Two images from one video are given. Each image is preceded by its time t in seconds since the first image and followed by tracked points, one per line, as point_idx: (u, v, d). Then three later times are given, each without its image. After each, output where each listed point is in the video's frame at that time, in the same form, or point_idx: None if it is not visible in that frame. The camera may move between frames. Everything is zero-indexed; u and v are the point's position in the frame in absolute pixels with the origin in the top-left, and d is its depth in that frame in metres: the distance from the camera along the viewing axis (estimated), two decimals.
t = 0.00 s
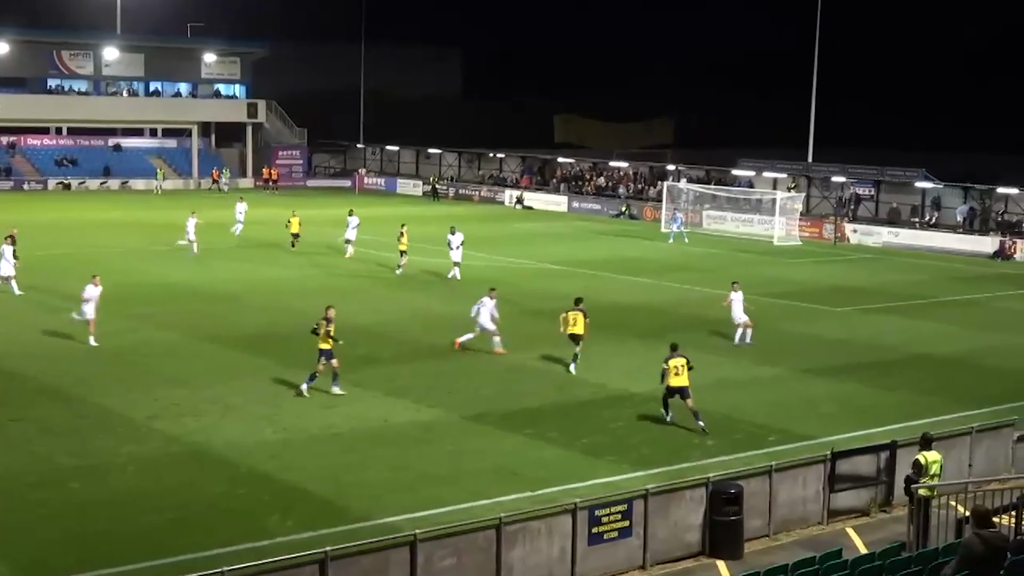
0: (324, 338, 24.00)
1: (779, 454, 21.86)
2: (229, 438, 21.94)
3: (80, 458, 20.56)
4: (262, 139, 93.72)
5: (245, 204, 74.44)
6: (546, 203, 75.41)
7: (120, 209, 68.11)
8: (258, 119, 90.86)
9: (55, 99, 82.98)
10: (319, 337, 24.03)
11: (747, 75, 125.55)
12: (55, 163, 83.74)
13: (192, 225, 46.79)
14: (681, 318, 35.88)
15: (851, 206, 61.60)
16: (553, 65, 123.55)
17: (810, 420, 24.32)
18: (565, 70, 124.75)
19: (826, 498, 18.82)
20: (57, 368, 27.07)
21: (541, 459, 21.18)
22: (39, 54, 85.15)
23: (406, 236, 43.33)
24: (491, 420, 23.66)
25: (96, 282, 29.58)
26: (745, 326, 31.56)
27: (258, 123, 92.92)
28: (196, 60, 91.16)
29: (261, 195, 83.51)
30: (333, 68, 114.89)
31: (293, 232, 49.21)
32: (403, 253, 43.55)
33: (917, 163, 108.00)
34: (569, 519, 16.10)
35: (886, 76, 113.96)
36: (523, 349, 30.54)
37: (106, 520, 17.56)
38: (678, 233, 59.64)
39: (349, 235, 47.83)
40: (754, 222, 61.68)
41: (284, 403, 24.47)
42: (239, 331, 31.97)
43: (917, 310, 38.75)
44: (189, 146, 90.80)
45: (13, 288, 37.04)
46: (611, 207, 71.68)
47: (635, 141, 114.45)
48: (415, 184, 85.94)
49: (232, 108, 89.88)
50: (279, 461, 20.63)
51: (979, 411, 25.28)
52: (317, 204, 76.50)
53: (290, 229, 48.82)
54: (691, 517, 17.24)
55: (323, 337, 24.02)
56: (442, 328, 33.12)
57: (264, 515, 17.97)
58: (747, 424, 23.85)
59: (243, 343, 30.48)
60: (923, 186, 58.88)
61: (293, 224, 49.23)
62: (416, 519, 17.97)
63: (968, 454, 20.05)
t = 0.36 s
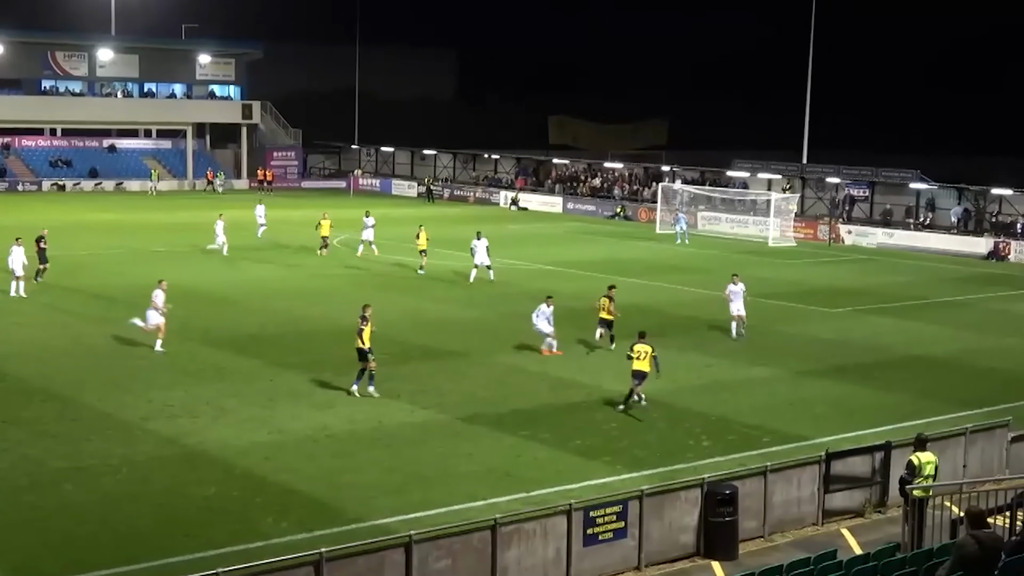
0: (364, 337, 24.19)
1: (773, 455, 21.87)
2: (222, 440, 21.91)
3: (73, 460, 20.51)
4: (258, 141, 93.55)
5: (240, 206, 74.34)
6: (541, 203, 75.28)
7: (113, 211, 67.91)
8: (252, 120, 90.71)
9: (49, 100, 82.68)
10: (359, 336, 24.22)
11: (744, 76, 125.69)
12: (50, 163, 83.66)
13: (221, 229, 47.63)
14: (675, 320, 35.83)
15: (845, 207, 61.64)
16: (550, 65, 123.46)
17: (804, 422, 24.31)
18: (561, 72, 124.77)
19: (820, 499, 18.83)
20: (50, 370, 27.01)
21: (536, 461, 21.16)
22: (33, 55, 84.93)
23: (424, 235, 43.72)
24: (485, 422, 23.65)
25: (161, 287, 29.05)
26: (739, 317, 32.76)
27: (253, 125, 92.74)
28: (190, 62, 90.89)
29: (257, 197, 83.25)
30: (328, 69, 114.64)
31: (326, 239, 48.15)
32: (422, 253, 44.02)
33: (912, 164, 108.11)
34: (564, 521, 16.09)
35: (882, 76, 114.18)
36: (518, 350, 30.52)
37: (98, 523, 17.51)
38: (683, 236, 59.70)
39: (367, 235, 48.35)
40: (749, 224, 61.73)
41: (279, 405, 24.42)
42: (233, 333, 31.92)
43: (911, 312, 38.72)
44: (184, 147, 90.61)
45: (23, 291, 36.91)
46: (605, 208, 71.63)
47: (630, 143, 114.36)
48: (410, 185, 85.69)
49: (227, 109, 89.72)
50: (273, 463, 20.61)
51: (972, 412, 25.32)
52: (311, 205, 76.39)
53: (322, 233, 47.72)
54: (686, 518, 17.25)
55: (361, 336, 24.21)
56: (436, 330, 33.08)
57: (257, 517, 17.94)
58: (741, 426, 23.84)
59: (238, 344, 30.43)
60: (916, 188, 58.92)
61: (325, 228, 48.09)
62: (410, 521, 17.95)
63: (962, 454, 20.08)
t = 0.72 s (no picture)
0: (394, 344, 24.15)
1: (768, 455, 21.88)
2: (219, 441, 21.89)
3: (70, 460, 20.50)
4: (253, 141, 93.65)
5: (236, 207, 74.27)
6: (537, 204, 75.18)
7: (109, 212, 67.90)
8: (248, 121, 90.75)
9: (44, 101, 82.68)
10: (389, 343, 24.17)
11: (739, 77, 125.90)
12: (46, 164, 83.46)
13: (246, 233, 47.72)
14: (671, 321, 35.82)
15: (841, 209, 61.87)
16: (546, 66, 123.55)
17: (801, 423, 24.31)
18: (559, 73, 124.98)
19: (817, 500, 18.84)
20: (46, 371, 26.99)
21: (533, 461, 21.17)
22: (29, 56, 84.87)
23: (438, 238, 43.99)
24: (482, 422, 23.65)
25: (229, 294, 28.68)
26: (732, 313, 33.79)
27: (249, 125, 92.78)
28: (187, 62, 90.97)
29: (253, 198, 83.26)
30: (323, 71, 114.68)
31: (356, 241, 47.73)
32: (436, 257, 44.41)
33: (909, 164, 108.28)
34: (561, 521, 16.09)
35: (879, 76, 114.45)
36: (515, 351, 30.54)
37: (94, 524, 17.51)
38: (682, 236, 59.81)
39: (385, 235, 48.62)
40: (745, 224, 61.77)
41: (275, 406, 24.39)
42: (228, 334, 31.89)
43: (908, 312, 38.73)
44: (179, 148, 90.46)
45: (32, 291, 36.91)
46: (602, 209, 71.67)
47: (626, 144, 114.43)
48: (406, 186, 85.68)
49: (223, 110, 89.76)
50: (270, 464, 20.59)
51: (969, 412, 25.36)
52: (306, 206, 76.32)
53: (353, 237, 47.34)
54: (682, 519, 17.24)
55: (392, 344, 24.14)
56: (432, 330, 33.09)
57: (254, 518, 17.93)
58: (738, 426, 23.82)
59: (234, 345, 30.41)
60: (912, 189, 58.99)
61: (355, 231, 47.86)
62: (407, 522, 17.94)
63: (958, 454, 20.09)
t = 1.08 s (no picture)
0: (403, 343, 24.20)
1: (757, 456, 21.90)
2: (208, 442, 21.85)
3: (58, 462, 20.45)
4: (243, 142, 93.56)
5: (225, 207, 74.19)
6: (527, 204, 75.14)
7: (97, 212, 67.81)
8: (238, 122, 90.58)
9: (33, 101, 82.46)
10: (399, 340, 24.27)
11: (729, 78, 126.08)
12: (34, 164, 83.22)
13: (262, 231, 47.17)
14: (659, 321, 35.87)
15: (830, 209, 62.09)
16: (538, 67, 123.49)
17: (790, 423, 24.34)
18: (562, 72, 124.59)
19: (806, 500, 18.88)
20: (35, 372, 26.91)
21: (522, 462, 21.18)
22: (18, 56, 84.66)
23: (435, 237, 44.16)
24: (472, 423, 23.65)
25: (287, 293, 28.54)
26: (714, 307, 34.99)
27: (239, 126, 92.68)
28: (176, 63, 90.84)
29: (243, 199, 83.22)
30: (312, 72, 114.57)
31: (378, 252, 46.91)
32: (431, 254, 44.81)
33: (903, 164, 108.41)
34: (551, 521, 16.11)
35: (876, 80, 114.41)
36: (505, 352, 30.56)
37: (83, 526, 17.46)
38: (674, 236, 59.93)
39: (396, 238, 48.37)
40: (735, 225, 61.83)
41: (264, 407, 24.36)
42: (218, 334, 31.86)
43: (896, 312, 38.82)
44: (169, 149, 90.27)
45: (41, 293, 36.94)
46: (591, 210, 71.74)
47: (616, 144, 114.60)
48: (396, 187, 85.69)
49: (213, 110, 89.59)
50: (259, 465, 20.57)
51: (957, 412, 25.44)
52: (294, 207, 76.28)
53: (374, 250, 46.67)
54: (671, 519, 17.27)
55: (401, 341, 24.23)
56: (421, 331, 33.11)
57: (243, 519, 17.91)
58: (727, 427, 23.86)
59: (224, 346, 30.37)
60: (901, 189, 59.09)
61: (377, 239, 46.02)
62: (396, 523, 17.93)
63: (947, 454, 20.15)
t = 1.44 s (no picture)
0: (403, 347, 24.07)
1: (741, 455, 21.94)
2: (190, 443, 21.78)
3: (40, 463, 20.38)
4: (225, 142, 93.34)
5: (209, 207, 74.00)
6: (510, 205, 75.12)
7: (78, 212, 67.59)
8: (221, 121, 90.29)
9: (14, 101, 82.12)
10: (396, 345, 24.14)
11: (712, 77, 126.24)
12: (14, 164, 82.89)
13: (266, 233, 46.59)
14: (643, 320, 35.88)
15: (813, 209, 62.31)
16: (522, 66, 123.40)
17: (772, 423, 24.37)
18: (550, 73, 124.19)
19: (789, 499, 18.92)
20: (16, 373, 26.79)
21: (505, 462, 21.17)
22: None
23: (419, 239, 44.46)
24: (456, 423, 23.64)
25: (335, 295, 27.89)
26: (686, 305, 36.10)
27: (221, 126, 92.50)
28: (159, 63, 90.59)
29: (227, 199, 83.11)
30: (295, 72, 114.28)
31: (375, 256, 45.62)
32: (414, 256, 45.11)
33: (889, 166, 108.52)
34: (534, 521, 16.11)
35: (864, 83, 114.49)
36: (488, 351, 30.54)
37: (65, 528, 17.38)
38: (659, 236, 60.06)
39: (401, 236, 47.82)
40: (718, 225, 61.88)
41: (247, 408, 24.30)
42: (202, 334, 31.79)
43: (877, 312, 38.93)
44: (151, 149, 90.01)
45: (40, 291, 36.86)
46: (575, 210, 71.79)
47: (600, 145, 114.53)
48: (379, 187, 85.60)
49: (196, 110, 89.35)
50: (242, 466, 20.52)
51: (939, 411, 25.51)
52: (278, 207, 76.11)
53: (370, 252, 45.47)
54: (656, 518, 17.28)
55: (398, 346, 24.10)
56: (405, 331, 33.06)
57: (227, 521, 17.85)
58: (710, 427, 23.89)
59: (208, 347, 30.30)
60: (884, 189, 59.22)
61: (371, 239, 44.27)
62: (380, 524, 17.91)
63: (929, 454, 20.22)
